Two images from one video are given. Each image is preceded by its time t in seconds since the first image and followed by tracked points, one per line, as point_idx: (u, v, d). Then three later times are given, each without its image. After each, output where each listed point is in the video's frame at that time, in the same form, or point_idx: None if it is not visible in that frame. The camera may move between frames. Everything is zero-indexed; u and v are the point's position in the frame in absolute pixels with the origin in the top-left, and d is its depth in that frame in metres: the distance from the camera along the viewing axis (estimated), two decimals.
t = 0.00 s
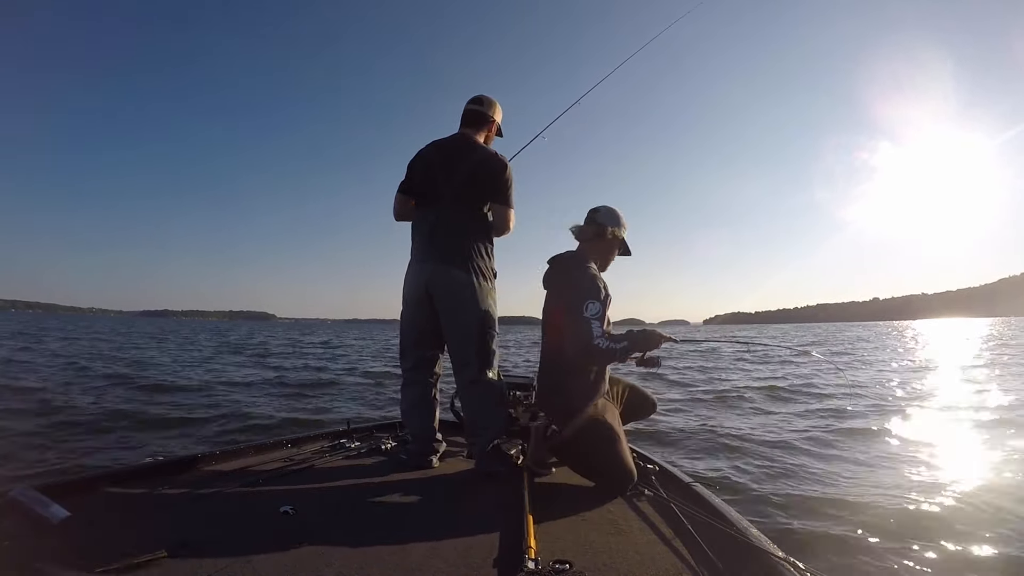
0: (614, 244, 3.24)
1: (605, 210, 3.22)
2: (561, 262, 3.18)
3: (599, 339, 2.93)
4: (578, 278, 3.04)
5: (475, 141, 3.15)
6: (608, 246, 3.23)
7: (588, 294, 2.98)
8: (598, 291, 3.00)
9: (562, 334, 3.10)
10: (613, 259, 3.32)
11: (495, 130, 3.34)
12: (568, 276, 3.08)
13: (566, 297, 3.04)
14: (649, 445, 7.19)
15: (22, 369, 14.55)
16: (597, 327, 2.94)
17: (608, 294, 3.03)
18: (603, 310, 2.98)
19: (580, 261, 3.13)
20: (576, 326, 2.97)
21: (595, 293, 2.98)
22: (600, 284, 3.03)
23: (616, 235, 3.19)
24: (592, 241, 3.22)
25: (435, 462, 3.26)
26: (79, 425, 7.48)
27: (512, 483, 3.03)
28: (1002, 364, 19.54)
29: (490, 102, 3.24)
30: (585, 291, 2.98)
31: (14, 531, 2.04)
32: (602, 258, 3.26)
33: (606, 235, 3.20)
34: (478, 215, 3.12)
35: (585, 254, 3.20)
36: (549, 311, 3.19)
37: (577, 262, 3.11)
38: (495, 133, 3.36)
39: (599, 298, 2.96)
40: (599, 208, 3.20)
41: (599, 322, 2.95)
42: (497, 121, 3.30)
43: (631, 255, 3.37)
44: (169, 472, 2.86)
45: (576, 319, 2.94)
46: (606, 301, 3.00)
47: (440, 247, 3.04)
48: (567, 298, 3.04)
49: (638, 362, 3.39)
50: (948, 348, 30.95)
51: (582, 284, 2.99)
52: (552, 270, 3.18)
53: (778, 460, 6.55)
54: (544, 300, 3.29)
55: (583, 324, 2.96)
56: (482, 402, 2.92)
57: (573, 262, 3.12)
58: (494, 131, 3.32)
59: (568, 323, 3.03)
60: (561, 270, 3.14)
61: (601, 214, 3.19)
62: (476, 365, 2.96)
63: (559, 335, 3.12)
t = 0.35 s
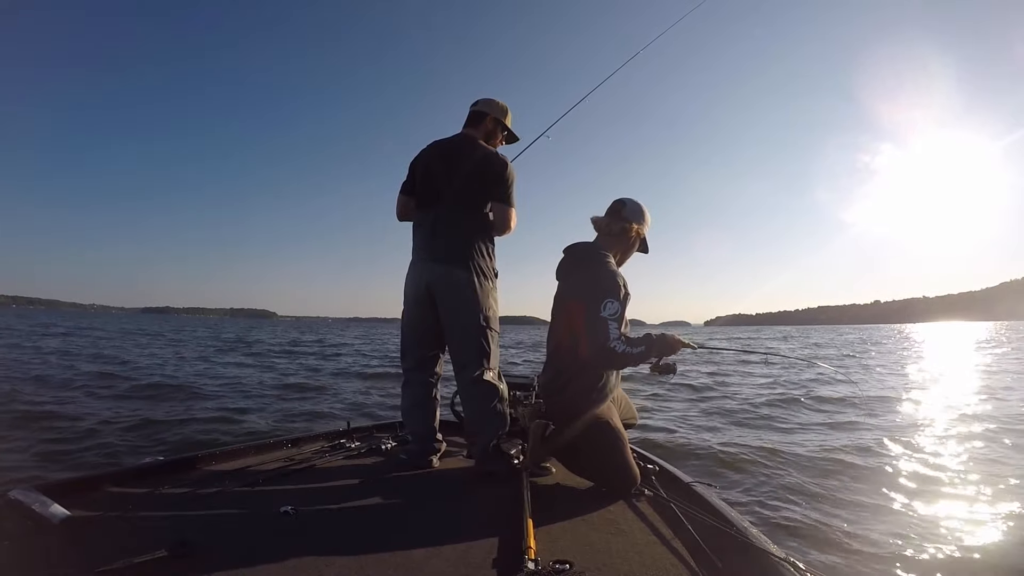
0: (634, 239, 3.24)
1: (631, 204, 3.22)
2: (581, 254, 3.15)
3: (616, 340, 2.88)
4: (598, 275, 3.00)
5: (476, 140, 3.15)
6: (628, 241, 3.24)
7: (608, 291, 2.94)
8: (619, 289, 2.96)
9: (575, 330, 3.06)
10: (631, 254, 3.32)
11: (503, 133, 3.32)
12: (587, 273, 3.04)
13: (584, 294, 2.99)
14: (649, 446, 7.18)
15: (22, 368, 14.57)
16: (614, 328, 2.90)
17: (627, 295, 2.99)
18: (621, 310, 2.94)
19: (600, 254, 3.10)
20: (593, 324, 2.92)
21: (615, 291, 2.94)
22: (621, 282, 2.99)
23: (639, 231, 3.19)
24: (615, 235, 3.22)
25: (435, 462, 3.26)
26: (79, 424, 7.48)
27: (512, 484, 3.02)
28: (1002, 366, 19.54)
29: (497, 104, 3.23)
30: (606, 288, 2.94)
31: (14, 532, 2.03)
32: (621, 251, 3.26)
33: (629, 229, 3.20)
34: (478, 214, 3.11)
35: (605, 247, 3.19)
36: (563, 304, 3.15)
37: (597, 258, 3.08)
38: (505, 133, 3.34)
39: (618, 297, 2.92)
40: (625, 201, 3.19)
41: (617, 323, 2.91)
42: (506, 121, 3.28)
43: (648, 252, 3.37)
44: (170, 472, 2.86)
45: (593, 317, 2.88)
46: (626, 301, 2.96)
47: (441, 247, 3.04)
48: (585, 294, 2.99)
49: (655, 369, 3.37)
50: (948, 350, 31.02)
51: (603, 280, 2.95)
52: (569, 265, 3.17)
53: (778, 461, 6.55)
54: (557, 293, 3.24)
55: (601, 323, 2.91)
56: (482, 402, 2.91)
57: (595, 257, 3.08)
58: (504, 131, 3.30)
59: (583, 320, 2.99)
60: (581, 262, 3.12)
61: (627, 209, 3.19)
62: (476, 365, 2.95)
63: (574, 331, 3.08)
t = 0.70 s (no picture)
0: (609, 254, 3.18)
1: (603, 216, 3.15)
2: (552, 278, 3.17)
3: (582, 369, 2.95)
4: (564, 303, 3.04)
5: (477, 140, 3.16)
6: (601, 255, 3.20)
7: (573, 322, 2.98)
8: (584, 319, 2.99)
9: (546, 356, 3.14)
10: (611, 266, 3.27)
11: (507, 135, 3.33)
12: (556, 299, 3.08)
13: (551, 324, 3.04)
14: (649, 447, 7.17)
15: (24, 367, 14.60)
16: (578, 358, 2.96)
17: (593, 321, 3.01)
18: (587, 339, 2.97)
19: (570, 278, 3.12)
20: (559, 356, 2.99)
21: (579, 321, 2.97)
22: (586, 310, 3.00)
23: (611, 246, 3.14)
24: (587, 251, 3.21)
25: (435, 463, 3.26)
26: (80, 424, 7.49)
27: (511, 484, 3.02)
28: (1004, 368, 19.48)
29: (501, 106, 3.24)
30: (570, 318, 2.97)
31: (14, 532, 2.04)
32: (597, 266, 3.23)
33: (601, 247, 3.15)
34: (479, 215, 3.12)
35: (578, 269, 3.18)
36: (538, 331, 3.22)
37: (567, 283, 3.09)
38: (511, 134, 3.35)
39: (581, 328, 2.95)
40: (593, 216, 3.14)
41: (582, 354, 2.95)
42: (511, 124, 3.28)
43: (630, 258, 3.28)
44: (170, 472, 2.86)
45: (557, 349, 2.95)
46: (591, 330, 2.97)
47: (441, 247, 3.04)
48: (551, 325, 3.04)
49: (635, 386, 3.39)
50: (947, 351, 31.04)
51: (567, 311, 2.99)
52: (541, 288, 3.21)
53: (779, 461, 6.55)
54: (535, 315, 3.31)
55: (566, 355, 2.98)
56: (481, 402, 2.92)
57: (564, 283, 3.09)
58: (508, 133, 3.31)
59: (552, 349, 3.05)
60: (551, 288, 3.14)
61: (597, 224, 3.13)
62: (475, 365, 2.95)
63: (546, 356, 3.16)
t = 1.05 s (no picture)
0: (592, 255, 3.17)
1: (579, 220, 3.17)
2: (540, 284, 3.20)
3: (570, 366, 2.96)
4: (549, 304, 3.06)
5: (481, 140, 3.16)
6: (582, 258, 3.20)
7: (559, 321, 3.00)
8: (570, 317, 3.00)
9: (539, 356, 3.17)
10: (596, 268, 3.26)
11: (511, 135, 3.33)
12: (542, 301, 3.11)
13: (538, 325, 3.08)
14: (649, 447, 7.17)
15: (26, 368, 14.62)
16: (566, 356, 2.97)
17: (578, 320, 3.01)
18: (573, 337, 2.98)
19: (555, 280, 3.13)
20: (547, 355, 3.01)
21: (565, 320, 2.99)
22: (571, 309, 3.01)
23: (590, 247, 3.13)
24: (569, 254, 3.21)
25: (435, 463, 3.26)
26: (80, 424, 7.51)
27: (510, 484, 3.02)
28: (1006, 368, 19.42)
29: (505, 106, 3.23)
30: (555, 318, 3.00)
31: (13, 532, 2.04)
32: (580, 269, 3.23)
33: (581, 250, 3.16)
34: (482, 214, 3.11)
35: (563, 273, 3.20)
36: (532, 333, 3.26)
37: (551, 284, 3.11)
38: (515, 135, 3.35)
39: (567, 327, 2.97)
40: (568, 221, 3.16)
41: (569, 352, 2.96)
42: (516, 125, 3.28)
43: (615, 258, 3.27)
44: (170, 473, 2.86)
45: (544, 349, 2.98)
46: (577, 328, 2.98)
47: (444, 247, 3.05)
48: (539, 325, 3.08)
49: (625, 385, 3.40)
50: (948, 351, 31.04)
51: (552, 311, 3.02)
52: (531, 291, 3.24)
53: (779, 461, 6.55)
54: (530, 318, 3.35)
55: (554, 353, 3.00)
56: (482, 402, 2.92)
57: (549, 286, 3.10)
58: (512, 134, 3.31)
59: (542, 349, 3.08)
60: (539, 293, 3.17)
61: (572, 230, 3.15)
62: (476, 366, 2.95)
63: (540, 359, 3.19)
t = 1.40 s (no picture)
0: (609, 250, 3.30)
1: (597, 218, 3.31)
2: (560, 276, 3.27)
3: (592, 345, 2.97)
4: (572, 289, 3.12)
5: (488, 140, 3.16)
6: (603, 253, 3.32)
7: (581, 302, 3.04)
8: (592, 300, 3.06)
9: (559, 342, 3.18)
10: (613, 264, 3.38)
11: (518, 134, 3.33)
12: (564, 288, 3.16)
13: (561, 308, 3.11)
14: (650, 447, 7.16)
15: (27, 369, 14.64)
16: (589, 334, 2.98)
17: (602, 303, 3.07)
18: (595, 318, 3.02)
19: (577, 271, 3.21)
20: (571, 335, 3.02)
21: (587, 300, 3.04)
22: (593, 292, 3.09)
23: (610, 241, 3.25)
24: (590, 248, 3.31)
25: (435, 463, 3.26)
26: (81, 425, 7.51)
27: (510, 484, 3.02)
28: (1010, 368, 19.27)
29: (512, 105, 3.24)
30: (577, 299, 3.05)
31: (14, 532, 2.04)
32: (600, 265, 3.34)
33: (599, 244, 3.28)
34: (488, 214, 3.11)
35: (581, 265, 3.29)
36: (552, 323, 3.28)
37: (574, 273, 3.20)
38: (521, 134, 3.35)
39: (592, 306, 3.00)
40: (589, 218, 3.30)
41: (593, 331, 2.99)
42: (522, 124, 3.28)
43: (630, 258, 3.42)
44: (170, 472, 2.87)
45: (568, 327, 3.00)
46: (600, 309, 3.02)
47: (449, 246, 3.05)
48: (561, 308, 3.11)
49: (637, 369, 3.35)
50: (950, 351, 31.01)
51: (574, 293, 3.07)
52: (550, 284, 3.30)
53: (779, 460, 6.55)
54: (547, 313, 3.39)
55: (578, 333, 3.01)
56: (483, 403, 2.92)
57: (569, 275, 3.20)
58: (519, 133, 3.31)
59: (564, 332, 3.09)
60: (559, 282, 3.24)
61: (590, 224, 3.28)
62: (480, 366, 2.95)
63: (560, 346, 3.21)
